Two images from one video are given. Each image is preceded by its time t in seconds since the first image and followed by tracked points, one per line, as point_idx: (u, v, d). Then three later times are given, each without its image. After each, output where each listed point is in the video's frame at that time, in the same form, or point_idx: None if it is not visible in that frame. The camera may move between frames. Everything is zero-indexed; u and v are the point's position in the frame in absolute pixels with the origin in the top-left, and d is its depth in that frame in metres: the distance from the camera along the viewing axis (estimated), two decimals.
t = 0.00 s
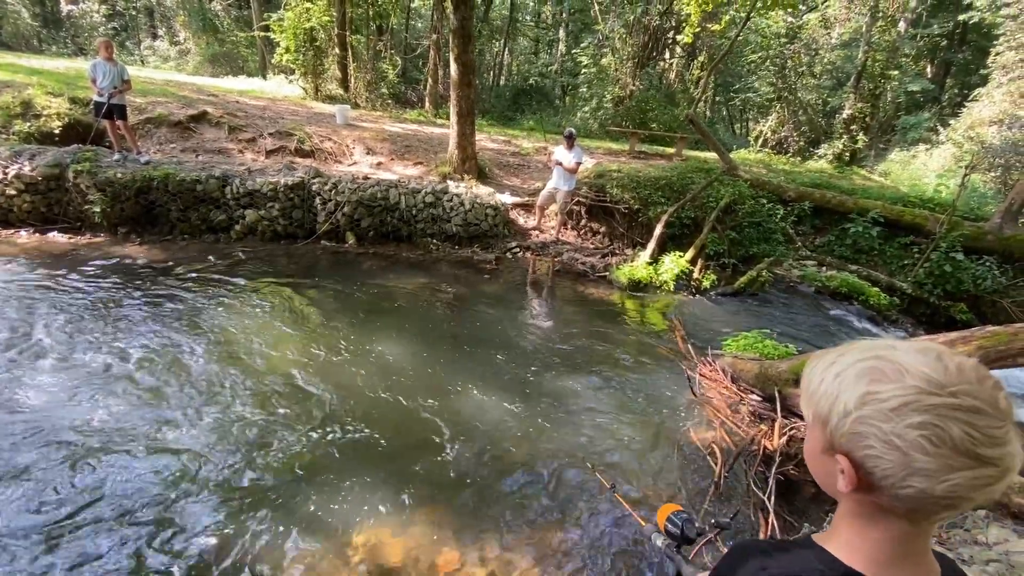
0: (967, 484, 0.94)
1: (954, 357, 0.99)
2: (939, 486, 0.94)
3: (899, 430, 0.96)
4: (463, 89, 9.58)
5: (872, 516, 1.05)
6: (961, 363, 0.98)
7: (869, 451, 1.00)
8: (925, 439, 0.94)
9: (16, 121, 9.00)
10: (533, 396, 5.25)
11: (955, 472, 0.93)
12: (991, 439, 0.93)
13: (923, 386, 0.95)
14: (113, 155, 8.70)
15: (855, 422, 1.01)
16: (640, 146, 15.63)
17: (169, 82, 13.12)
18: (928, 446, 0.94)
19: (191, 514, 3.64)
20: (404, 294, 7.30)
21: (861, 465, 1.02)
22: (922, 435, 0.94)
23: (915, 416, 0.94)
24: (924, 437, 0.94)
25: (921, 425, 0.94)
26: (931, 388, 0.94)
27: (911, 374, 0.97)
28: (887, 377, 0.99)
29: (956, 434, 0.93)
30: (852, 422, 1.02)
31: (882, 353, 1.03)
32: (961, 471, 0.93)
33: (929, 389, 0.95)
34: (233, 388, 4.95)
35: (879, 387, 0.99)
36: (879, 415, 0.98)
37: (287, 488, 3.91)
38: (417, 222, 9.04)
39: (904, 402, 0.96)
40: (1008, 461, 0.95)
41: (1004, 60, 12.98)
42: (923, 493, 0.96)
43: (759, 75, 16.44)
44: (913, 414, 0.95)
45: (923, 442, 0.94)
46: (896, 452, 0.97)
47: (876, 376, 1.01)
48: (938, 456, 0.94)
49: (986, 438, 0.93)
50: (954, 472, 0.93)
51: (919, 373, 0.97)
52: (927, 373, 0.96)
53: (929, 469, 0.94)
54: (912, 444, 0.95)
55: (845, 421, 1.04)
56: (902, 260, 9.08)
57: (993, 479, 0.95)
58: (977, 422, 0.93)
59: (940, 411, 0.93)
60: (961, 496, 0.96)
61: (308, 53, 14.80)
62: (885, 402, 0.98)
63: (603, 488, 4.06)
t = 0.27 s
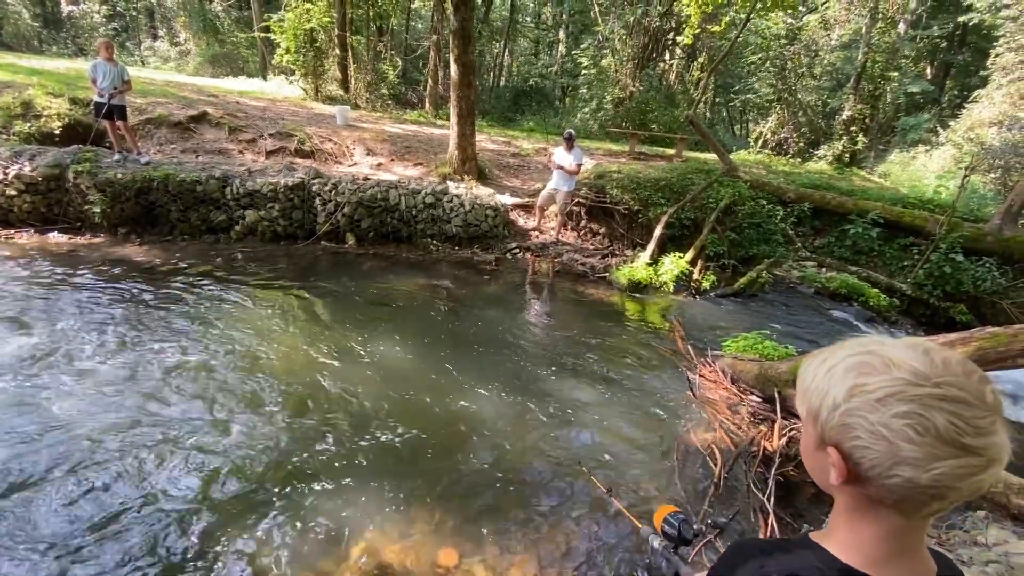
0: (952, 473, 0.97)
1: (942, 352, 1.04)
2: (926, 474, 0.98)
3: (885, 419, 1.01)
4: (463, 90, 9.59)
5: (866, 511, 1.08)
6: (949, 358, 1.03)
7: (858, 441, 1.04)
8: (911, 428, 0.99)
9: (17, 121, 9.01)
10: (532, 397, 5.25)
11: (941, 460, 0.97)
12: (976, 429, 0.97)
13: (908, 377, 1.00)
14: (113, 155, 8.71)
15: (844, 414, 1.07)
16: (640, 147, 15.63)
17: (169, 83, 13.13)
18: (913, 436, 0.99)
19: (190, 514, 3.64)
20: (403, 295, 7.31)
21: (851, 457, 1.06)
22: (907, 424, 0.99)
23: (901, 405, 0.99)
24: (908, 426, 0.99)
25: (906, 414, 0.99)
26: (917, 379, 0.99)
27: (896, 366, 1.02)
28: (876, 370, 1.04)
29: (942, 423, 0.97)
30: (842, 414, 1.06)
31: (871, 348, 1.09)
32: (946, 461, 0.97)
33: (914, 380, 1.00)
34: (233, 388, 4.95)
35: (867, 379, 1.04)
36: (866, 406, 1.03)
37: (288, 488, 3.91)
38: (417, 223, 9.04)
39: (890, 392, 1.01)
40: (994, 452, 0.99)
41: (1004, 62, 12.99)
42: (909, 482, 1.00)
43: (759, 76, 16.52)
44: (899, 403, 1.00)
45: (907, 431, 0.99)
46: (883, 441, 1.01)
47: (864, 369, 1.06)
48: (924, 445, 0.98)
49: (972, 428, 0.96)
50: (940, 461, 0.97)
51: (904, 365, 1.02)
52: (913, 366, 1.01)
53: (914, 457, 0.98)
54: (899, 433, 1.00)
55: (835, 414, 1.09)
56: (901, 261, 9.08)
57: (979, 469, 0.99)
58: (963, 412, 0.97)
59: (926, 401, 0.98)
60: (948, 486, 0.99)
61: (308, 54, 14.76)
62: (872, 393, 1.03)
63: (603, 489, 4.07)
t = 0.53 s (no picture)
0: (927, 471, 1.02)
1: (933, 353, 1.07)
2: (901, 470, 1.03)
3: (866, 415, 1.07)
4: (463, 91, 9.60)
5: (853, 503, 1.13)
6: (937, 359, 1.06)
7: (842, 436, 1.10)
8: (888, 425, 1.04)
9: (17, 122, 9.02)
10: (532, 398, 5.25)
11: (916, 457, 1.02)
12: (955, 430, 1.01)
13: (890, 376, 1.05)
14: (113, 156, 8.71)
15: (828, 408, 1.13)
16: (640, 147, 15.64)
17: (169, 83, 13.13)
18: (890, 433, 1.04)
19: (190, 514, 3.64)
20: (403, 295, 7.31)
21: (834, 450, 1.12)
22: (885, 421, 1.04)
23: (880, 403, 1.05)
24: (887, 423, 1.04)
25: (886, 411, 1.04)
26: (899, 379, 1.04)
27: (881, 365, 1.07)
28: (862, 368, 1.09)
29: (919, 422, 1.02)
30: (827, 409, 1.12)
31: (862, 347, 1.13)
32: (922, 459, 1.02)
33: (897, 380, 1.04)
34: (233, 388, 4.95)
35: (852, 377, 1.10)
36: (849, 402, 1.09)
37: (288, 489, 3.91)
38: (417, 223, 9.04)
39: (873, 391, 1.06)
40: (973, 453, 1.02)
41: (1004, 62, 12.99)
42: (885, 476, 1.05)
43: (759, 77, 16.61)
44: (879, 401, 1.05)
45: (887, 428, 1.04)
46: (862, 436, 1.07)
47: (851, 367, 1.11)
48: (900, 442, 1.03)
49: (949, 429, 1.01)
50: (915, 458, 1.02)
51: (890, 365, 1.06)
52: (897, 366, 1.06)
53: (890, 453, 1.04)
54: (878, 430, 1.05)
55: (821, 408, 1.15)
56: (901, 261, 9.09)
57: (957, 468, 1.03)
58: (942, 412, 1.01)
59: (905, 400, 1.03)
60: (924, 483, 1.03)
61: (308, 54, 14.73)
62: (856, 390, 1.09)
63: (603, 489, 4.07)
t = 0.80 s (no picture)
0: (903, 463, 1.03)
1: (919, 351, 1.08)
2: (877, 461, 1.05)
3: (845, 406, 1.09)
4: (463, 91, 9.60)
5: (841, 497, 1.14)
6: (922, 355, 1.08)
7: (824, 426, 1.13)
8: (865, 417, 1.06)
9: (17, 122, 9.02)
10: (532, 398, 5.24)
11: (892, 449, 1.04)
12: (932, 424, 1.02)
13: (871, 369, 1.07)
14: (113, 156, 8.70)
15: (813, 399, 1.16)
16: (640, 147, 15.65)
17: (169, 84, 13.13)
18: (868, 424, 1.06)
19: (189, 515, 3.64)
20: (403, 296, 7.31)
21: (817, 440, 1.15)
22: (863, 412, 1.07)
23: (858, 394, 1.08)
24: (864, 414, 1.07)
25: (862, 402, 1.07)
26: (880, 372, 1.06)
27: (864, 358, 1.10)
28: (846, 361, 1.12)
29: (896, 414, 1.04)
30: (812, 400, 1.15)
31: (850, 341, 1.16)
32: (897, 451, 1.04)
33: (876, 372, 1.07)
34: (233, 389, 4.95)
35: (836, 369, 1.13)
36: (830, 392, 1.12)
37: (287, 490, 3.91)
38: (417, 223, 9.04)
39: (853, 382, 1.09)
40: (953, 449, 1.03)
41: (1004, 62, 12.98)
42: (864, 467, 1.07)
43: (759, 77, 16.63)
44: (858, 392, 1.08)
45: (864, 419, 1.07)
46: (841, 426, 1.10)
47: (836, 359, 1.14)
48: (877, 434, 1.05)
49: (926, 422, 1.02)
50: (890, 449, 1.04)
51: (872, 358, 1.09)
52: (880, 361, 1.08)
53: (866, 443, 1.06)
54: (856, 421, 1.08)
55: (808, 399, 1.18)
56: (901, 261, 9.10)
57: (936, 463, 1.03)
58: (919, 406, 1.02)
59: (883, 392, 1.05)
60: (901, 477, 1.04)
61: (308, 55, 14.73)
62: (838, 382, 1.12)
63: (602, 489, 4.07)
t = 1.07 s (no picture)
0: (896, 457, 1.03)
1: (911, 346, 1.09)
2: (871, 455, 1.05)
3: (839, 401, 1.10)
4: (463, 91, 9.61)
5: (836, 492, 1.14)
6: (916, 351, 1.08)
7: (818, 421, 1.13)
8: (859, 410, 1.07)
9: (16, 122, 9.03)
10: (532, 398, 5.24)
11: (886, 443, 1.04)
12: (925, 418, 1.02)
13: (865, 363, 1.08)
14: (112, 156, 8.70)
15: (808, 395, 1.16)
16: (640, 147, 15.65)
17: (168, 84, 13.13)
18: (862, 418, 1.06)
19: (189, 515, 3.64)
20: (403, 296, 7.31)
21: (813, 436, 1.15)
22: (857, 406, 1.07)
23: (853, 388, 1.08)
24: (858, 409, 1.07)
25: (857, 396, 1.07)
26: (874, 366, 1.07)
27: (859, 354, 1.10)
28: (841, 357, 1.12)
29: (889, 408, 1.04)
30: (807, 395, 1.16)
31: (845, 338, 1.16)
32: (891, 444, 1.04)
33: (870, 366, 1.07)
34: (232, 389, 4.95)
35: (831, 364, 1.13)
36: (825, 388, 1.13)
37: (286, 490, 3.90)
38: (417, 223, 9.05)
39: (848, 377, 1.09)
40: (946, 443, 1.03)
41: (1003, 62, 12.97)
42: (857, 461, 1.07)
43: (758, 77, 16.62)
44: (852, 386, 1.08)
45: (858, 413, 1.07)
46: (835, 421, 1.10)
47: (831, 355, 1.15)
48: (871, 428, 1.05)
49: (919, 416, 1.02)
50: (884, 443, 1.04)
51: (866, 354, 1.09)
52: (874, 356, 1.08)
53: (860, 437, 1.06)
54: (850, 415, 1.08)
55: (802, 395, 1.18)
56: (900, 261, 9.11)
57: (930, 456, 1.03)
58: (912, 400, 1.03)
59: (877, 386, 1.05)
60: (896, 469, 1.04)
61: (308, 54, 14.81)
62: (833, 377, 1.12)
63: (601, 489, 4.07)
